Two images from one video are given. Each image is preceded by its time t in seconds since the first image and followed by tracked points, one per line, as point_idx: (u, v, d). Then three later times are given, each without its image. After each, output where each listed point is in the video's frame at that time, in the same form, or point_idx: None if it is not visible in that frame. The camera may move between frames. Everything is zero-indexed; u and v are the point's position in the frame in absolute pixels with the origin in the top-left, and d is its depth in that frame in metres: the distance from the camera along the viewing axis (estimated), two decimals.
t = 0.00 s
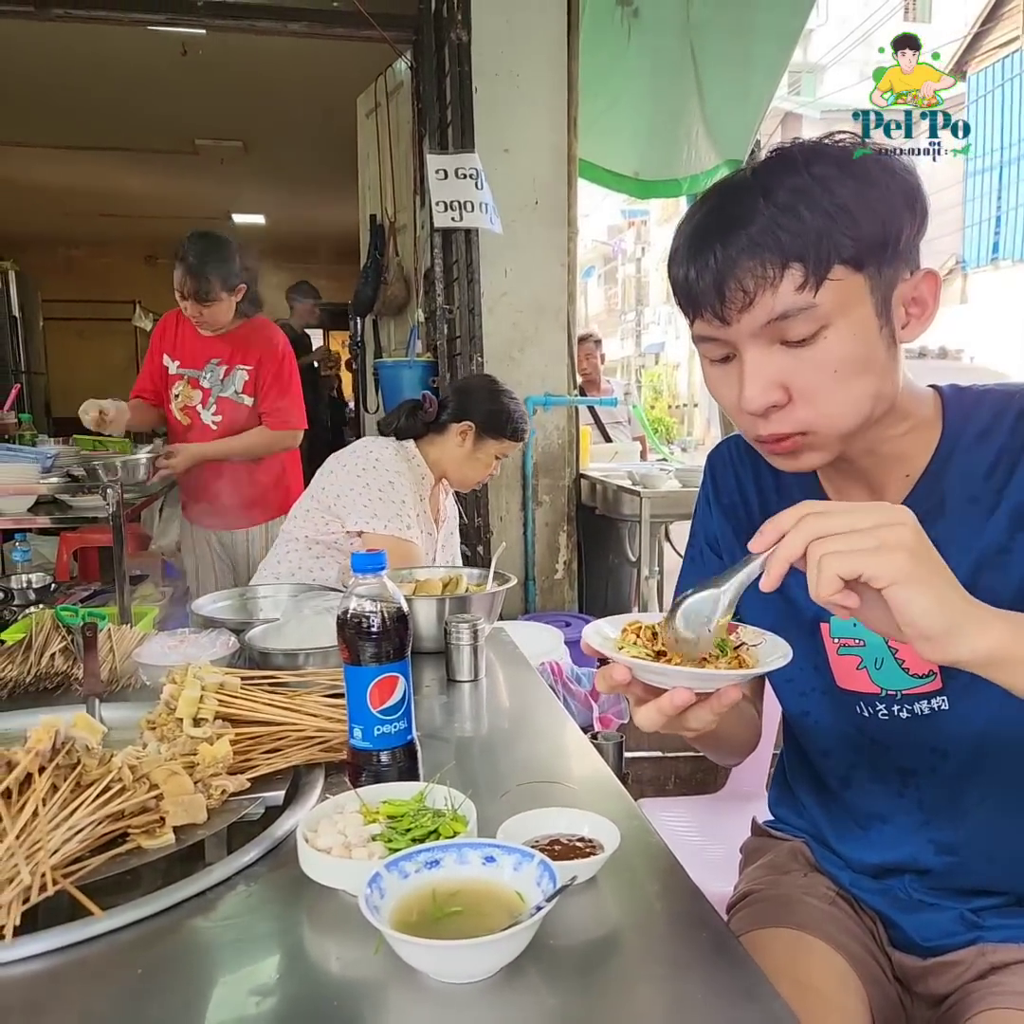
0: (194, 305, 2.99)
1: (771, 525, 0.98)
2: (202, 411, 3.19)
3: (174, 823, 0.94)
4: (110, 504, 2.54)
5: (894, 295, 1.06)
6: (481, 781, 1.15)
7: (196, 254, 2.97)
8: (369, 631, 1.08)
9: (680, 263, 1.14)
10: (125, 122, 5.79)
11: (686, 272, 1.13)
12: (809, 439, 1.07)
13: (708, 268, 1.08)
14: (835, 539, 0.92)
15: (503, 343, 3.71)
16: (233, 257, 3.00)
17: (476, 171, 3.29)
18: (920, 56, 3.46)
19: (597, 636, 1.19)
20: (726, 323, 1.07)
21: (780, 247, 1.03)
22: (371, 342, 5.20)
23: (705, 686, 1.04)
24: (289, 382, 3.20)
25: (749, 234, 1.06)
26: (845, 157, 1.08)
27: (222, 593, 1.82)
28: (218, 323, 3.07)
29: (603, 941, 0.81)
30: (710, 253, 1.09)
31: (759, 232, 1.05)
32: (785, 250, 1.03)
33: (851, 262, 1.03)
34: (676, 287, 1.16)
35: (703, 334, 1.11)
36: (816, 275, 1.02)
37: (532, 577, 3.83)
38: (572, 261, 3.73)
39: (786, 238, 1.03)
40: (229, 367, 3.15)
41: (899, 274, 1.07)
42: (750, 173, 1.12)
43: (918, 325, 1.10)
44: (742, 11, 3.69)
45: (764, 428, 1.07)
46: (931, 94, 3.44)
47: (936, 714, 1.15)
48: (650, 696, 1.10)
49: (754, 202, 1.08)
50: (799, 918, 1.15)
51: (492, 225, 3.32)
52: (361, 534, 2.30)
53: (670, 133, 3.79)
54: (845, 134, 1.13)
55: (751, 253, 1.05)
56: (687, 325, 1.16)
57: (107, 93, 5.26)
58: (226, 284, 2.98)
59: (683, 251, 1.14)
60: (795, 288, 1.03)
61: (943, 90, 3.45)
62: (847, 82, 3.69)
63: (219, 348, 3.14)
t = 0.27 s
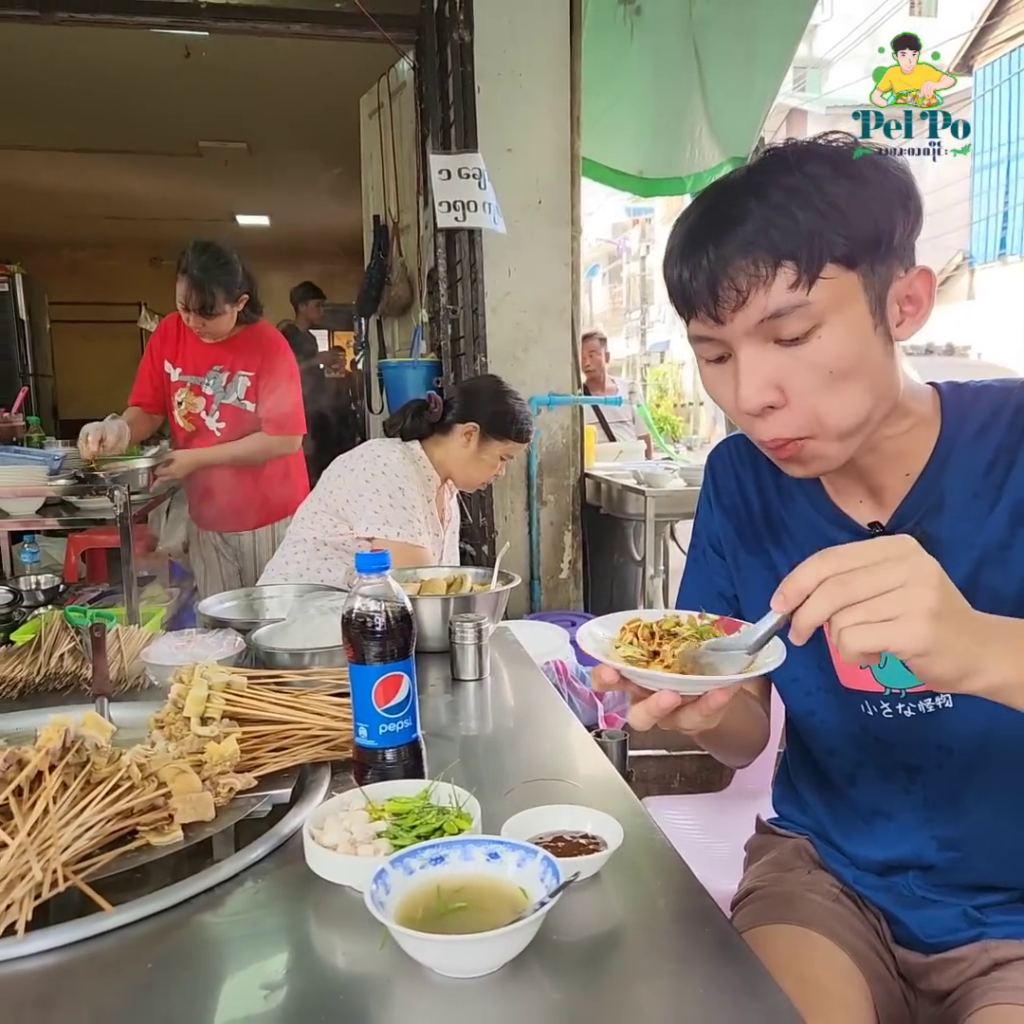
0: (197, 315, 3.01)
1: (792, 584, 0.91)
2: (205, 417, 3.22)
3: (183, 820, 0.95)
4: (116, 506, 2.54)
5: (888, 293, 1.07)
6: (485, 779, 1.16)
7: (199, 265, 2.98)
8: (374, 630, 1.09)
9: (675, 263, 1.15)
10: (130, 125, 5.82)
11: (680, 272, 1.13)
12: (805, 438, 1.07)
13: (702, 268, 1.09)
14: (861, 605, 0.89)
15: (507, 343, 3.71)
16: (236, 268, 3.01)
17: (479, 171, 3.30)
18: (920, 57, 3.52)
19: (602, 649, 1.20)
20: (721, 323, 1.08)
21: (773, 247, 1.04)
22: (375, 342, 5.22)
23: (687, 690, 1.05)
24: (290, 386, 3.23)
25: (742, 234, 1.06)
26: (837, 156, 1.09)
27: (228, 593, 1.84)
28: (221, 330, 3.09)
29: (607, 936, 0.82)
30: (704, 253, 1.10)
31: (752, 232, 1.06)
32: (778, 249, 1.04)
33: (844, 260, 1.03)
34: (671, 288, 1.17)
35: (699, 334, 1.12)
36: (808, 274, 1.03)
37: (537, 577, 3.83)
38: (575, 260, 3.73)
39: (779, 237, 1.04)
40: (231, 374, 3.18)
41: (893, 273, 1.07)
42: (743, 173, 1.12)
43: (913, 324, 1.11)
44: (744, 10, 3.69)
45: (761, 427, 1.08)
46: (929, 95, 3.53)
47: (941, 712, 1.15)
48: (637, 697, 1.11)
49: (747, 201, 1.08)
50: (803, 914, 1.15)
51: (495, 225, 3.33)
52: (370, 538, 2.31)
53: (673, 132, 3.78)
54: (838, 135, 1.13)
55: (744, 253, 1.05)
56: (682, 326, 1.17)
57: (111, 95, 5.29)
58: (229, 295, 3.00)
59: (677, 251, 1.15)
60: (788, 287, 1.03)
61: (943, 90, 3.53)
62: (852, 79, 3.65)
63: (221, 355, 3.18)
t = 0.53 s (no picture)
0: (202, 313, 3.04)
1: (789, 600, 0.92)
2: (208, 414, 3.23)
3: (193, 818, 0.97)
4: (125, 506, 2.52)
5: (886, 291, 1.07)
6: (492, 775, 1.17)
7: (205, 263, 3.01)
8: (380, 628, 1.09)
9: (674, 264, 1.15)
10: (135, 126, 5.85)
11: (679, 274, 1.14)
12: (806, 436, 1.08)
13: (700, 269, 1.10)
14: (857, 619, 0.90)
15: (512, 342, 3.72)
16: (241, 265, 3.05)
17: (484, 171, 3.30)
18: (919, 57, 3.52)
19: (599, 673, 1.16)
20: (720, 323, 1.08)
21: (770, 246, 1.04)
22: (381, 342, 5.23)
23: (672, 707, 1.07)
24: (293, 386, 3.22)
25: (740, 234, 1.07)
26: (834, 156, 1.09)
27: (235, 593, 1.85)
28: (227, 329, 3.13)
29: (612, 928, 0.82)
30: (702, 254, 1.10)
31: (749, 232, 1.06)
32: (775, 248, 1.04)
33: (841, 259, 1.03)
34: (670, 289, 1.17)
35: (698, 334, 1.12)
36: (806, 273, 1.03)
37: (545, 575, 3.84)
38: (580, 259, 3.73)
39: (777, 237, 1.04)
40: (235, 372, 3.19)
41: (891, 270, 1.08)
42: (741, 174, 1.13)
43: (911, 321, 1.11)
44: (747, 9, 3.68)
45: (760, 425, 1.08)
46: (928, 96, 3.51)
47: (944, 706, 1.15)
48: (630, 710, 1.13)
49: (744, 202, 1.09)
50: (807, 906, 1.16)
51: (499, 224, 3.33)
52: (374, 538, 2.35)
53: (677, 131, 3.79)
54: (834, 134, 1.14)
55: (742, 253, 1.06)
56: (682, 326, 1.18)
57: (117, 97, 5.31)
58: (234, 292, 3.03)
59: (676, 252, 1.15)
60: (786, 287, 1.04)
61: (942, 90, 3.51)
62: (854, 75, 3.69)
63: (225, 352, 3.17)
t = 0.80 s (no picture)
0: (199, 300, 3.06)
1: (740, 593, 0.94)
2: (203, 407, 3.23)
3: (194, 817, 0.98)
4: (124, 507, 2.57)
5: (884, 291, 1.08)
6: (493, 773, 1.18)
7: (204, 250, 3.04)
8: (381, 627, 1.10)
9: (676, 265, 1.16)
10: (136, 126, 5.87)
11: (681, 275, 1.14)
12: (809, 434, 1.08)
13: (702, 270, 1.10)
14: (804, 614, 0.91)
15: (513, 343, 3.73)
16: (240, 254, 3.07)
17: (484, 171, 3.31)
18: (919, 57, 3.58)
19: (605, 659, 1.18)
20: (722, 323, 1.09)
21: (771, 248, 1.05)
22: (381, 342, 5.24)
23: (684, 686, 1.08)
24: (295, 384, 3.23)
25: (739, 236, 1.07)
26: (830, 158, 1.10)
27: (236, 594, 1.86)
28: (225, 319, 3.13)
29: (609, 921, 0.83)
30: (703, 256, 1.11)
31: (749, 234, 1.07)
32: (776, 250, 1.05)
33: (840, 260, 1.04)
34: (672, 291, 1.18)
35: (700, 335, 1.13)
36: (807, 274, 1.04)
37: (546, 573, 3.85)
38: (581, 259, 3.73)
39: (777, 238, 1.05)
40: (234, 366, 3.18)
41: (887, 271, 1.08)
42: (739, 176, 1.14)
43: (907, 321, 1.12)
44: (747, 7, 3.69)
45: (759, 424, 1.09)
46: (928, 95, 3.59)
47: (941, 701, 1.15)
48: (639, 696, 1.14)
49: (743, 204, 1.10)
50: (804, 899, 1.16)
51: (499, 225, 3.34)
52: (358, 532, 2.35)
53: (678, 131, 3.79)
54: (830, 137, 1.15)
55: (742, 254, 1.06)
56: (683, 328, 1.18)
57: (117, 97, 5.32)
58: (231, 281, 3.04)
59: (677, 254, 1.16)
60: (787, 287, 1.04)
61: (943, 90, 3.59)
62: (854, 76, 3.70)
63: (225, 346, 3.18)
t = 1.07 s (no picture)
0: (178, 286, 3.02)
1: (736, 570, 0.97)
2: (186, 401, 3.20)
3: (183, 819, 0.97)
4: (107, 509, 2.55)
5: (862, 290, 1.09)
6: (483, 771, 1.18)
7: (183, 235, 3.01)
8: (370, 627, 1.10)
9: (659, 263, 1.16)
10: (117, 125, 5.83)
11: (665, 272, 1.15)
12: (789, 431, 1.09)
13: (684, 268, 1.11)
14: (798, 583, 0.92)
15: (499, 342, 3.73)
16: (220, 238, 3.03)
17: (468, 171, 3.31)
18: (919, 56, 3.66)
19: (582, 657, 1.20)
20: (704, 321, 1.10)
21: (751, 245, 1.06)
22: (367, 341, 5.23)
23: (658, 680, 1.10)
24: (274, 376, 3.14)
25: (722, 233, 1.08)
26: (812, 159, 1.11)
27: (223, 595, 1.85)
28: (207, 307, 3.09)
29: (599, 915, 0.84)
30: (686, 253, 1.12)
31: (731, 232, 1.08)
32: (757, 248, 1.06)
33: (819, 259, 1.05)
34: (656, 288, 1.18)
35: (683, 332, 1.14)
36: (786, 271, 1.05)
37: (535, 572, 3.86)
38: (566, 258, 3.74)
39: (758, 236, 1.06)
40: (216, 359, 3.15)
41: (866, 270, 1.10)
42: (721, 176, 1.15)
43: (886, 319, 1.13)
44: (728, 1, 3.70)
45: (741, 421, 1.10)
46: (930, 95, 3.67)
47: (924, 693, 1.17)
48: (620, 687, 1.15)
49: (725, 203, 1.11)
50: (790, 890, 1.18)
51: (485, 224, 3.34)
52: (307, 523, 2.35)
53: (661, 130, 3.82)
54: (811, 138, 1.16)
55: (724, 252, 1.07)
56: (667, 325, 1.19)
57: (98, 95, 5.29)
58: (209, 266, 2.99)
59: (661, 252, 1.17)
60: (767, 285, 1.06)
61: (943, 91, 3.67)
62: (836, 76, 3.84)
63: (211, 340, 3.17)
